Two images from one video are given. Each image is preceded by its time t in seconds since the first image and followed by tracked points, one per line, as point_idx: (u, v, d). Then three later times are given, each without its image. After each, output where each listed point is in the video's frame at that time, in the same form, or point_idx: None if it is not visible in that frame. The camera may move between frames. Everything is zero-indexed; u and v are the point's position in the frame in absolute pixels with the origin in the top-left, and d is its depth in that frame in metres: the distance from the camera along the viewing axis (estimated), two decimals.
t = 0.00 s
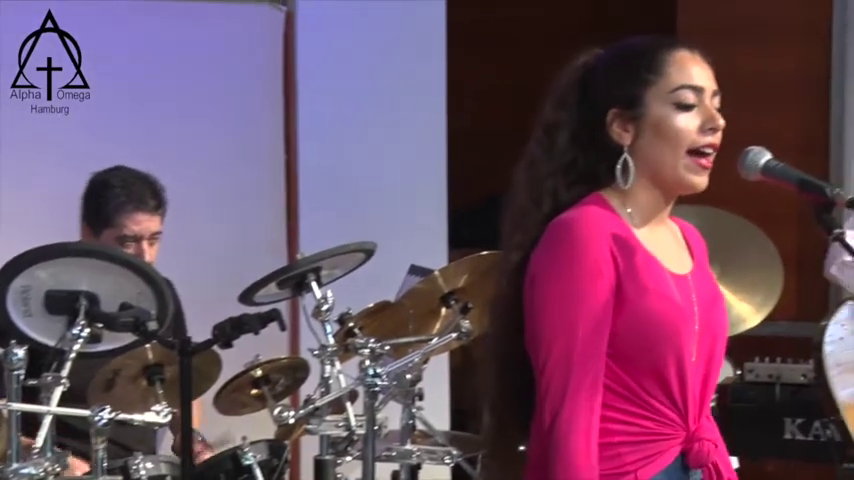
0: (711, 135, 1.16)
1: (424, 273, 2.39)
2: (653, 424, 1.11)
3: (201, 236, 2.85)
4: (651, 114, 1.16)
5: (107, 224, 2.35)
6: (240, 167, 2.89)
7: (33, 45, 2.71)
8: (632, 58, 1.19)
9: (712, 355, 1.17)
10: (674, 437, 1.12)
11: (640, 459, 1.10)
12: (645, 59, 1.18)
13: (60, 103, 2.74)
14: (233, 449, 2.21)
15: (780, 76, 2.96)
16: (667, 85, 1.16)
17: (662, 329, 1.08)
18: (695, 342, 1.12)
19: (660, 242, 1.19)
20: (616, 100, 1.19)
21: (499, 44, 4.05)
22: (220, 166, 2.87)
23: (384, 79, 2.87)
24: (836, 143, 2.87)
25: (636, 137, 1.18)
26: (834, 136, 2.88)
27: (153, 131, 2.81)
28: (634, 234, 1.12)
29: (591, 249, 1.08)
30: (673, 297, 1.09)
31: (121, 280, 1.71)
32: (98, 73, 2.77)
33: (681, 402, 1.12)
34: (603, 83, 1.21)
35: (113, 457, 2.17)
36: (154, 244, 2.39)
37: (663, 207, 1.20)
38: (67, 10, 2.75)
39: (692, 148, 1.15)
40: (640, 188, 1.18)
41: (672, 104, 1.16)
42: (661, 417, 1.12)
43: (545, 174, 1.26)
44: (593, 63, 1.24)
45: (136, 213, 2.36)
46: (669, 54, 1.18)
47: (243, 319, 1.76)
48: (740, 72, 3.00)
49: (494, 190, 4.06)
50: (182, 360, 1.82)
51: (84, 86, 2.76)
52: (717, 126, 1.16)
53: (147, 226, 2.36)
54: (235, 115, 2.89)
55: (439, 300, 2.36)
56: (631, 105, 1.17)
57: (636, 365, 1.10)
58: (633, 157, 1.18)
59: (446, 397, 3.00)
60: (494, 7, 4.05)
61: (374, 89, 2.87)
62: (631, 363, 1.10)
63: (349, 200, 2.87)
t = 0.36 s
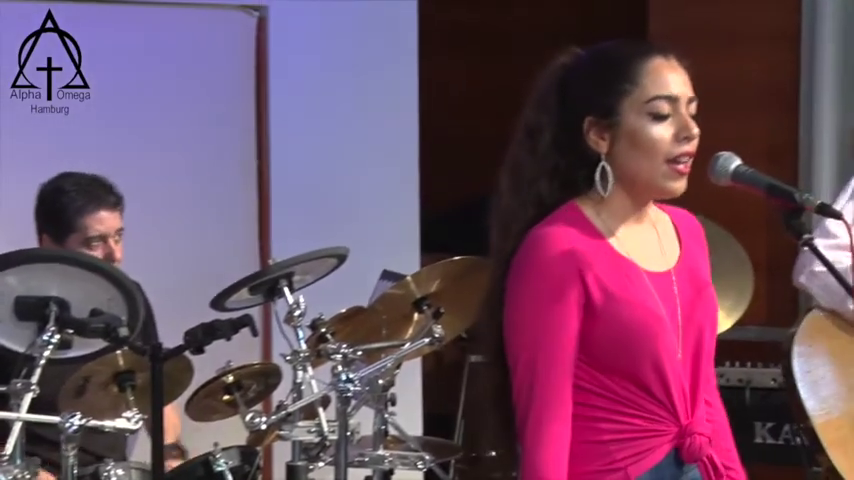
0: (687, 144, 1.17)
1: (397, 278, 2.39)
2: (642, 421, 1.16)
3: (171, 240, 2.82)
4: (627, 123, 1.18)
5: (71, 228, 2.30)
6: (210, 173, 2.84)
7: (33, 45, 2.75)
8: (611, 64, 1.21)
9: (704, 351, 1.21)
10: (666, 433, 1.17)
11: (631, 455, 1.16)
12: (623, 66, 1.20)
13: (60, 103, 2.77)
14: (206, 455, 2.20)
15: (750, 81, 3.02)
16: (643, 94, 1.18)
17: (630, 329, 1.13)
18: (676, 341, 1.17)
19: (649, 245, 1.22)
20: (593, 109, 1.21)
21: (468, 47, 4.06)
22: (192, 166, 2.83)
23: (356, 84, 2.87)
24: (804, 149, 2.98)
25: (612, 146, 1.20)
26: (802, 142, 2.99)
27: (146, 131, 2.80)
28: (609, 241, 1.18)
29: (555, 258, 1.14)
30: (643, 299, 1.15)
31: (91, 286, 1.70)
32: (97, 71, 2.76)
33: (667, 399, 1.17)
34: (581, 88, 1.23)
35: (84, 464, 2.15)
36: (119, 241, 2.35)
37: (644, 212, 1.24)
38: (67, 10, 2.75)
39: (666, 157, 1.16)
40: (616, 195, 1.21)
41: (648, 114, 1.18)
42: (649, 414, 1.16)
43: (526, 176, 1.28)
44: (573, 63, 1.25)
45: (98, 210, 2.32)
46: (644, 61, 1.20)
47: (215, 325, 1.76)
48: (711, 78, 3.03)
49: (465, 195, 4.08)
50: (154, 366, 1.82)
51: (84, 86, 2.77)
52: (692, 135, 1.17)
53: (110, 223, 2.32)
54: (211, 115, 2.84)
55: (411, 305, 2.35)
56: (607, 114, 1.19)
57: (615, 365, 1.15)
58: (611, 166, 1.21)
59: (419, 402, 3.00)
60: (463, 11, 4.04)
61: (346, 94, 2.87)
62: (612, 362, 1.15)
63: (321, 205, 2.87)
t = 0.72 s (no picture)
0: (650, 161, 1.18)
1: (370, 283, 2.39)
2: (616, 423, 1.19)
3: (146, 243, 2.80)
4: (593, 139, 1.21)
5: (39, 230, 2.28)
6: (184, 181, 2.83)
7: (32, 45, 2.71)
8: (588, 73, 1.23)
9: (693, 352, 1.20)
10: (640, 435, 1.18)
11: (602, 456, 1.19)
12: (596, 78, 1.22)
13: (60, 103, 2.73)
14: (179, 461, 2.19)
15: (723, 87, 3.05)
16: (610, 111, 1.20)
17: (586, 333, 1.17)
18: (647, 343, 1.19)
19: (635, 246, 1.24)
20: (565, 121, 1.24)
21: (447, 58, 4.13)
22: (166, 173, 2.81)
23: (330, 91, 2.88)
24: (775, 155, 3.03)
25: (581, 158, 1.23)
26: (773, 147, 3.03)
27: (129, 135, 2.78)
28: (580, 247, 1.22)
29: (510, 268, 1.20)
30: (603, 303, 1.17)
31: (63, 292, 1.68)
32: (97, 72, 2.74)
33: (638, 400, 1.18)
34: (559, 96, 1.25)
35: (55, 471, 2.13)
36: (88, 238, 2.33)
37: (633, 212, 1.26)
38: (68, 10, 2.72)
39: (633, 174, 1.18)
40: (590, 205, 1.25)
41: (612, 132, 1.20)
42: (623, 416, 1.19)
43: (517, 178, 1.31)
44: (559, 63, 1.27)
45: (64, 208, 2.29)
46: (614, 76, 1.21)
47: (189, 331, 1.75)
48: (685, 84, 3.06)
49: (437, 201, 4.15)
50: (127, 372, 1.79)
51: (84, 86, 2.74)
52: (656, 152, 1.18)
53: (78, 220, 2.30)
54: (187, 122, 2.83)
55: (386, 310, 2.35)
56: (577, 128, 1.22)
57: (583, 368, 1.18)
58: (581, 176, 1.24)
59: (394, 407, 3.00)
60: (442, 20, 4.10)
61: (320, 100, 2.87)
62: (578, 366, 1.19)
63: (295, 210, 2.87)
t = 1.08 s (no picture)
0: (626, 161, 1.20)
1: (342, 287, 2.38)
2: (592, 424, 1.19)
3: (118, 247, 2.78)
4: (568, 145, 1.23)
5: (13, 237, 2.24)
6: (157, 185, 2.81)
7: (33, 45, 2.70)
8: (562, 78, 1.25)
9: (672, 355, 1.21)
10: (616, 437, 1.19)
11: (578, 458, 1.19)
12: (569, 83, 1.24)
13: (60, 103, 2.73)
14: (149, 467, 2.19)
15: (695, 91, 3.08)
16: (582, 114, 1.22)
17: (558, 337, 1.18)
18: (621, 347, 1.20)
19: (614, 252, 1.25)
20: (541, 130, 1.26)
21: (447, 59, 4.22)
22: (138, 176, 2.79)
23: (301, 95, 2.87)
24: (746, 157, 3.06)
25: (558, 164, 1.25)
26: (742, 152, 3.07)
27: (100, 138, 2.76)
28: (555, 254, 1.23)
29: (484, 274, 1.21)
30: (577, 308, 1.19)
31: (33, 298, 1.66)
32: (97, 73, 2.74)
33: (613, 403, 1.19)
34: (532, 105, 1.27)
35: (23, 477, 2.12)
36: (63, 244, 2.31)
37: (615, 219, 1.26)
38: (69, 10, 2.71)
39: (608, 177, 1.20)
40: (569, 212, 1.27)
41: (585, 135, 1.22)
42: (600, 417, 1.19)
43: (495, 188, 1.32)
44: (534, 76, 1.29)
45: (39, 214, 2.27)
46: (585, 81, 1.23)
47: (159, 335, 1.74)
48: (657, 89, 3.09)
49: (419, 202, 4.22)
50: (96, 377, 1.77)
51: (84, 86, 2.74)
52: (630, 153, 1.19)
53: (53, 227, 2.28)
54: (160, 127, 2.81)
55: (358, 314, 2.35)
56: (550, 133, 1.25)
57: (559, 372, 1.19)
58: (559, 183, 1.26)
59: (366, 410, 2.99)
60: (433, 22, 4.19)
61: (291, 104, 2.87)
62: (554, 370, 1.20)
63: (267, 215, 2.86)
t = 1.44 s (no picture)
0: (588, 159, 1.20)
1: (314, 292, 2.38)
2: (557, 426, 1.19)
3: (91, 251, 2.76)
4: (532, 142, 1.23)
5: None
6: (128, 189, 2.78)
7: (32, 45, 2.68)
8: (529, 78, 1.25)
9: (636, 358, 1.22)
10: (580, 439, 1.19)
11: (542, 460, 1.19)
12: (536, 82, 1.25)
13: (60, 103, 2.71)
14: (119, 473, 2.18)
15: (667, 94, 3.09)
16: (546, 111, 1.23)
17: (533, 337, 1.17)
18: (591, 347, 1.20)
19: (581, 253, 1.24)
20: (509, 129, 1.26)
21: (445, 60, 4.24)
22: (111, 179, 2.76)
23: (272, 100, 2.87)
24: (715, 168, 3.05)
25: (524, 164, 1.25)
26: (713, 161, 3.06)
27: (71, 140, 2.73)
28: (528, 251, 1.22)
29: (460, 269, 1.19)
30: (553, 306, 1.18)
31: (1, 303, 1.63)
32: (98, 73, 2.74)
33: (581, 404, 1.19)
34: (503, 105, 1.27)
35: None
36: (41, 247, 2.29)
37: (583, 222, 1.27)
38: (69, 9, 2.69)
39: (570, 172, 1.21)
40: (536, 211, 1.26)
41: (546, 132, 1.22)
42: (566, 421, 1.19)
43: (461, 188, 1.33)
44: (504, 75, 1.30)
45: (19, 218, 2.24)
46: (545, 79, 1.24)
47: (129, 340, 1.73)
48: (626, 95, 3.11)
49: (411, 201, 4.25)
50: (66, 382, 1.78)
51: (83, 86, 2.73)
52: (593, 150, 1.20)
53: (34, 231, 2.25)
54: (133, 129, 2.78)
55: (330, 318, 2.35)
56: (517, 133, 1.25)
57: (528, 373, 1.19)
58: (526, 184, 1.26)
59: (337, 414, 2.99)
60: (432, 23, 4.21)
61: (262, 109, 2.86)
62: (524, 371, 1.19)
63: (238, 220, 2.86)
